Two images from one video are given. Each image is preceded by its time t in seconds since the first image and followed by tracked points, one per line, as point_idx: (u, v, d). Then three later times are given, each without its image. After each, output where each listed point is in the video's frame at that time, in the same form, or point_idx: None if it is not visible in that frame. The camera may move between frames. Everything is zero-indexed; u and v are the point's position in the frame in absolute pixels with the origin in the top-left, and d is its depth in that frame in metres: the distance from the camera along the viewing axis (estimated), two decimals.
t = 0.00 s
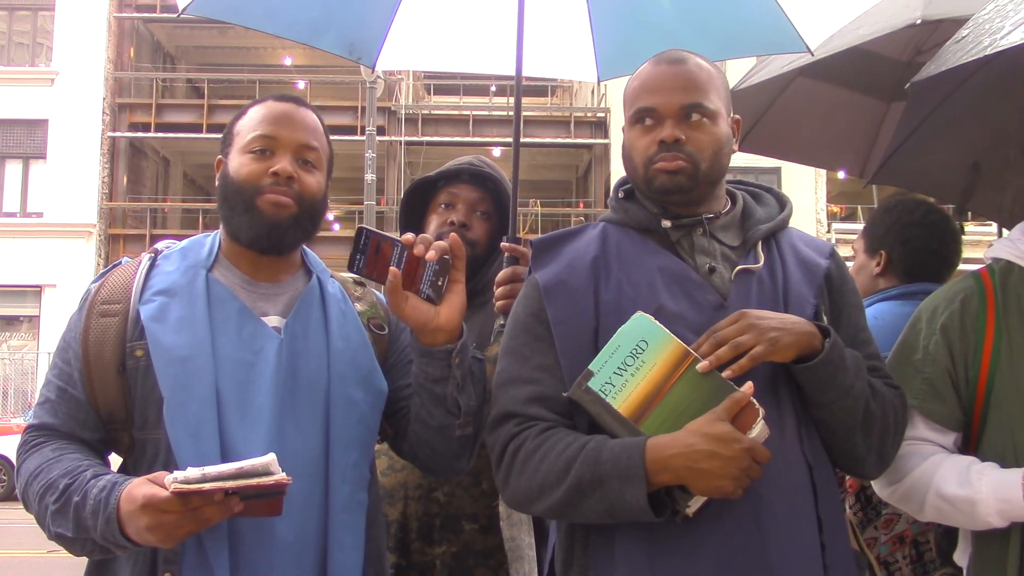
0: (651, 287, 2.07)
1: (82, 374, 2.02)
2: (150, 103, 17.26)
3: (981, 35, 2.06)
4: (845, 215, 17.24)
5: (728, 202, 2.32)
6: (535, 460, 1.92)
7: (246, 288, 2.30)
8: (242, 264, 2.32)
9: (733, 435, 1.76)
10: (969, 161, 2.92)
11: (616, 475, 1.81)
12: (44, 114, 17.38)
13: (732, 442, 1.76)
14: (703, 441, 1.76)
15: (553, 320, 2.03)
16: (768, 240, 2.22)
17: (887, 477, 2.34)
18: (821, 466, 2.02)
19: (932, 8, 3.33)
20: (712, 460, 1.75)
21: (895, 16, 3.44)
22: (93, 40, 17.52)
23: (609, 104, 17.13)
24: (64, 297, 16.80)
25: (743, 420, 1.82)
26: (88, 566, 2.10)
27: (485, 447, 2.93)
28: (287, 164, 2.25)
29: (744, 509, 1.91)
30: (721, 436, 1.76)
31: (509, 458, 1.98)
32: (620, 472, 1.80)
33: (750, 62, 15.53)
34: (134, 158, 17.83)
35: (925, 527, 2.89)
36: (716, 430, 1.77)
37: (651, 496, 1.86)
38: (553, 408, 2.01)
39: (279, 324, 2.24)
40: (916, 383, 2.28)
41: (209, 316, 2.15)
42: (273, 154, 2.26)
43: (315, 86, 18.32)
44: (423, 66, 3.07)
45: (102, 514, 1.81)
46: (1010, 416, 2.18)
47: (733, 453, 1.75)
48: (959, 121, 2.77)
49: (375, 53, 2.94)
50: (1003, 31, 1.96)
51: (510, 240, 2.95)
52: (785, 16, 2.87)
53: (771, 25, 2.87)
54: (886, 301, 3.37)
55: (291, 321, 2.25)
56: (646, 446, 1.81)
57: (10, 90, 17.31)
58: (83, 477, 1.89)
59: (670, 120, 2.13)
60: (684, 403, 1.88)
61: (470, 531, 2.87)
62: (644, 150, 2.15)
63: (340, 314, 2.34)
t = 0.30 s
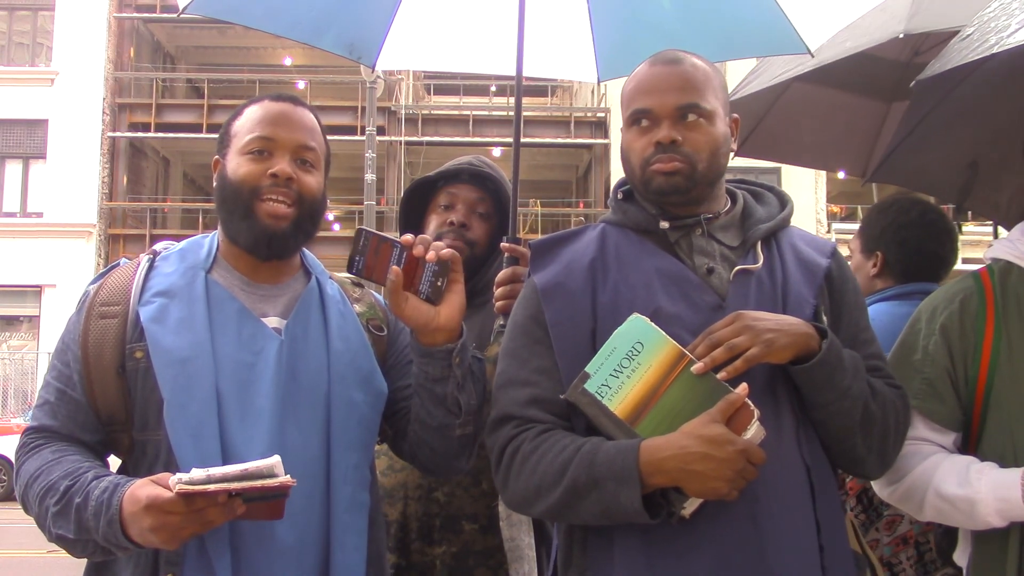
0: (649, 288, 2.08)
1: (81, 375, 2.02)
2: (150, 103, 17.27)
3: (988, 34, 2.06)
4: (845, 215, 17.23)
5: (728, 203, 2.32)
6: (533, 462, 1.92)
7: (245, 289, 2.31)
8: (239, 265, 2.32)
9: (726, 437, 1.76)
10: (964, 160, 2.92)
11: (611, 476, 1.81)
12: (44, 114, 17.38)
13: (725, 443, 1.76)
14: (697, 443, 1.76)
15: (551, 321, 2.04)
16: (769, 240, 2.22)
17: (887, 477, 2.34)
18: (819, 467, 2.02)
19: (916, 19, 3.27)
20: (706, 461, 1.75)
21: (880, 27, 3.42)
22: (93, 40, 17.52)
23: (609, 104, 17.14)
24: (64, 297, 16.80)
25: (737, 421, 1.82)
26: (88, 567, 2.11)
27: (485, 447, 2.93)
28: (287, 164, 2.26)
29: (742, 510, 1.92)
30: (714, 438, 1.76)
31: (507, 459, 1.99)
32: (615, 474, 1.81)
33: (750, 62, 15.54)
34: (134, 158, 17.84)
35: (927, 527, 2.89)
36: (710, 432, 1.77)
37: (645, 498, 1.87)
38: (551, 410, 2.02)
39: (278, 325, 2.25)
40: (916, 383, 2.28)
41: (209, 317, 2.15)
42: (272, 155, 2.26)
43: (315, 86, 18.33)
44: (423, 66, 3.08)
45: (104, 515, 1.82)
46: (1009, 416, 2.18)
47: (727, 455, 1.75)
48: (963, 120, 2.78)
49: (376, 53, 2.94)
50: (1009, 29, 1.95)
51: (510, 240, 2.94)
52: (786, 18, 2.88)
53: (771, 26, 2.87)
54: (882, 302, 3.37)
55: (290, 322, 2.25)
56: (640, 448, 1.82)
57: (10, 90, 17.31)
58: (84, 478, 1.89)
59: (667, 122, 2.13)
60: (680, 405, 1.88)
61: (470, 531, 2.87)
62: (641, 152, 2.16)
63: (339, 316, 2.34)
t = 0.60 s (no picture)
0: (648, 289, 2.08)
1: (79, 380, 2.02)
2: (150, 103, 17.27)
3: (996, 26, 2.05)
4: (845, 215, 17.22)
5: (728, 203, 2.32)
6: (531, 464, 1.93)
7: (243, 291, 2.31)
8: (236, 267, 2.32)
9: (722, 437, 1.76)
10: (968, 159, 2.94)
11: (608, 478, 1.81)
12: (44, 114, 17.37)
13: (721, 444, 1.76)
14: (693, 444, 1.77)
15: (549, 323, 2.04)
16: (768, 240, 2.22)
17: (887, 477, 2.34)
18: (818, 467, 2.02)
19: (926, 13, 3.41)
20: (701, 462, 1.75)
21: (889, 24, 3.52)
22: (93, 40, 17.52)
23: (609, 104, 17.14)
24: (63, 297, 16.79)
25: (733, 422, 1.81)
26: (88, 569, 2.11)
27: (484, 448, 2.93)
28: (283, 162, 2.26)
29: (740, 510, 1.92)
30: (710, 439, 1.76)
31: (506, 461, 1.99)
32: (611, 475, 1.81)
33: (750, 62, 15.55)
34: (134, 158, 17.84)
35: (926, 527, 2.89)
36: (705, 433, 1.78)
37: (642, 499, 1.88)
38: (550, 412, 2.03)
39: (276, 327, 2.25)
40: (916, 383, 2.28)
41: (206, 320, 2.15)
42: (268, 154, 2.26)
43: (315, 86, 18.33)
44: (423, 66, 3.08)
45: (104, 523, 1.81)
46: (1008, 415, 2.18)
47: (723, 456, 1.75)
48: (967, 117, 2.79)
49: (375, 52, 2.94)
50: (1017, 22, 1.95)
51: (510, 241, 2.94)
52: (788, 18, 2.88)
53: (771, 25, 2.86)
54: (881, 302, 3.37)
55: (288, 324, 2.25)
56: (636, 449, 1.82)
57: (10, 90, 17.30)
58: (85, 485, 1.89)
59: (662, 122, 2.13)
60: (677, 406, 1.88)
61: (470, 531, 2.87)
62: (637, 153, 2.16)
63: (337, 317, 2.34)
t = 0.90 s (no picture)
0: (649, 290, 2.07)
1: (78, 380, 2.02)
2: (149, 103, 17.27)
3: (1006, 13, 2.13)
4: (844, 214, 17.22)
5: (730, 204, 2.32)
6: (531, 465, 1.93)
7: (243, 292, 2.30)
8: (237, 268, 2.32)
9: (721, 437, 1.76)
10: (983, 156, 2.94)
11: (607, 479, 1.81)
12: (44, 114, 17.37)
13: (720, 444, 1.75)
14: (692, 444, 1.77)
15: (550, 324, 2.04)
16: (771, 241, 2.22)
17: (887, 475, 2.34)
18: (820, 467, 2.01)
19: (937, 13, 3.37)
20: (700, 462, 1.75)
21: (898, 20, 3.52)
22: (93, 40, 17.52)
23: (609, 104, 17.14)
24: (63, 297, 16.78)
25: (733, 422, 1.81)
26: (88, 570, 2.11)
27: (485, 448, 2.93)
28: (285, 160, 2.25)
29: (740, 510, 1.91)
30: (709, 439, 1.76)
31: (507, 462, 1.99)
32: (610, 475, 1.81)
33: (750, 62, 15.55)
34: (134, 158, 17.85)
35: (922, 525, 2.85)
36: (704, 432, 1.77)
37: (642, 499, 1.88)
38: (551, 413, 2.03)
39: (276, 329, 2.25)
40: (916, 382, 2.28)
41: (206, 322, 2.14)
42: (270, 152, 2.26)
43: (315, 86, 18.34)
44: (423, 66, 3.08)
45: (99, 527, 1.81)
46: (1008, 414, 2.18)
47: (723, 455, 1.75)
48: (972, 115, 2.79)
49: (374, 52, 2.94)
50: None
51: (509, 241, 2.94)
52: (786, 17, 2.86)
53: (770, 25, 2.85)
54: (881, 301, 3.37)
55: (289, 327, 2.24)
56: (635, 450, 1.82)
57: (10, 90, 17.28)
58: (81, 488, 1.88)
59: (662, 122, 2.13)
60: (678, 405, 1.88)
61: (470, 530, 2.86)
62: (637, 153, 2.16)
63: (339, 319, 2.33)
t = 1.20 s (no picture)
0: (651, 290, 2.07)
1: (79, 380, 2.01)
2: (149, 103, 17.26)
3: (1015, 5, 2.11)
4: (844, 214, 17.22)
5: (733, 204, 2.32)
6: (533, 464, 1.92)
7: (246, 294, 2.30)
8: (240, 268, 2.33)
9: (724, 437, 1.76)
10: (984, 154, 2.92)
11: (609, 478, 1.81)
12: (44, 114, 17.36)
13: (722, 444, 1.75)
14: (694, 443, 1.76)
15: (551, 323, 2.04)
16: (772, 241, 2.22)
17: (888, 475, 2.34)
18: (821, 467, 2.01)
19: (950, 8, 3.21)
20: (703, 462, 1.75)
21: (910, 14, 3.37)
22: (93, 40, 17.51)
23: (609, 104, 17.14)
24: (63, 297, 16.78)
25: (736, 422, 1.81)
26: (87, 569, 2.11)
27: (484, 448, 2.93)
28: (289, 159, 2.26)
29: (741, 510, 1.91)
30: (712, 438, 1.76)
31: (509, 462, 1.98)
32: (612, 475, 1.81)
33: (750, 62, 15.55)
34: (134, 158, 17.85)
35: (921, 523, 2.84)
36: (707, 432, 1.77)
37: (645, 499, 1.88)
38: (553, 412, 2.02)
39: (278, 332, 2.24)
40: (916, 382, 2.28)
41: (208, 323, 2.14)
42: (273, 151, 2.26)
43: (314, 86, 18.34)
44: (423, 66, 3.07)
45: (107, 534, 1.80)
46: (1008, 414, 2.18)
47: (725, 455, 1.75)
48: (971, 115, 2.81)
49: (376, 51, 2.94)
50: None
51: (509, 240, 2.90)
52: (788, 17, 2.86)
53: (771, 25, 2.85)
54: (886, 299, 3.37)
55: (290, 329, 2.24)
56: (637, 450, 1.82)
57: (10, 90, 17.27)
58: (88, 494, 1.87)
59: (665, 122, 2.13)
60: (680, 405, 1.88)
61: (470, 530, 2.86)
62: (639, 153, 2.16)
63: (340, 322, 2.34)
